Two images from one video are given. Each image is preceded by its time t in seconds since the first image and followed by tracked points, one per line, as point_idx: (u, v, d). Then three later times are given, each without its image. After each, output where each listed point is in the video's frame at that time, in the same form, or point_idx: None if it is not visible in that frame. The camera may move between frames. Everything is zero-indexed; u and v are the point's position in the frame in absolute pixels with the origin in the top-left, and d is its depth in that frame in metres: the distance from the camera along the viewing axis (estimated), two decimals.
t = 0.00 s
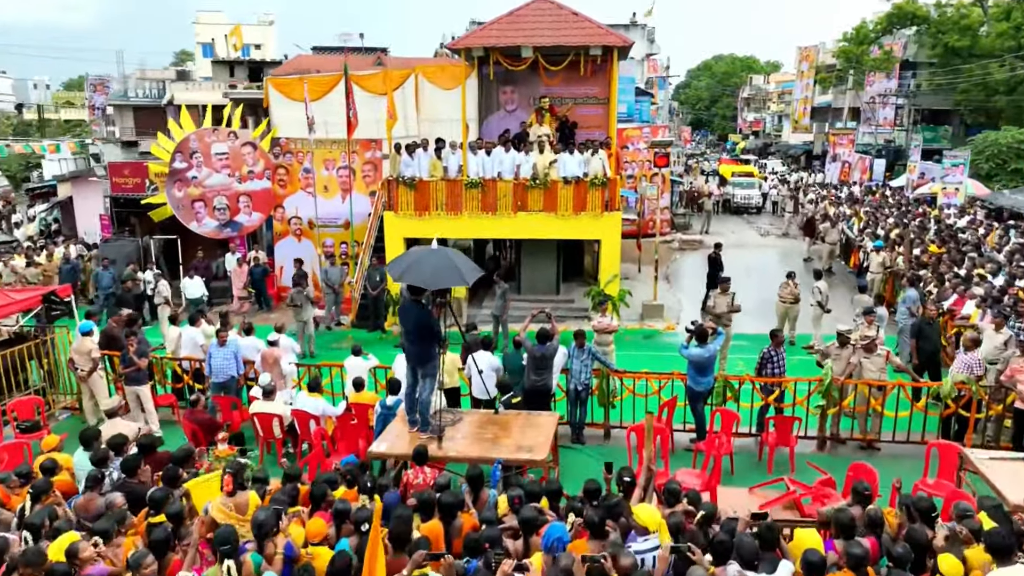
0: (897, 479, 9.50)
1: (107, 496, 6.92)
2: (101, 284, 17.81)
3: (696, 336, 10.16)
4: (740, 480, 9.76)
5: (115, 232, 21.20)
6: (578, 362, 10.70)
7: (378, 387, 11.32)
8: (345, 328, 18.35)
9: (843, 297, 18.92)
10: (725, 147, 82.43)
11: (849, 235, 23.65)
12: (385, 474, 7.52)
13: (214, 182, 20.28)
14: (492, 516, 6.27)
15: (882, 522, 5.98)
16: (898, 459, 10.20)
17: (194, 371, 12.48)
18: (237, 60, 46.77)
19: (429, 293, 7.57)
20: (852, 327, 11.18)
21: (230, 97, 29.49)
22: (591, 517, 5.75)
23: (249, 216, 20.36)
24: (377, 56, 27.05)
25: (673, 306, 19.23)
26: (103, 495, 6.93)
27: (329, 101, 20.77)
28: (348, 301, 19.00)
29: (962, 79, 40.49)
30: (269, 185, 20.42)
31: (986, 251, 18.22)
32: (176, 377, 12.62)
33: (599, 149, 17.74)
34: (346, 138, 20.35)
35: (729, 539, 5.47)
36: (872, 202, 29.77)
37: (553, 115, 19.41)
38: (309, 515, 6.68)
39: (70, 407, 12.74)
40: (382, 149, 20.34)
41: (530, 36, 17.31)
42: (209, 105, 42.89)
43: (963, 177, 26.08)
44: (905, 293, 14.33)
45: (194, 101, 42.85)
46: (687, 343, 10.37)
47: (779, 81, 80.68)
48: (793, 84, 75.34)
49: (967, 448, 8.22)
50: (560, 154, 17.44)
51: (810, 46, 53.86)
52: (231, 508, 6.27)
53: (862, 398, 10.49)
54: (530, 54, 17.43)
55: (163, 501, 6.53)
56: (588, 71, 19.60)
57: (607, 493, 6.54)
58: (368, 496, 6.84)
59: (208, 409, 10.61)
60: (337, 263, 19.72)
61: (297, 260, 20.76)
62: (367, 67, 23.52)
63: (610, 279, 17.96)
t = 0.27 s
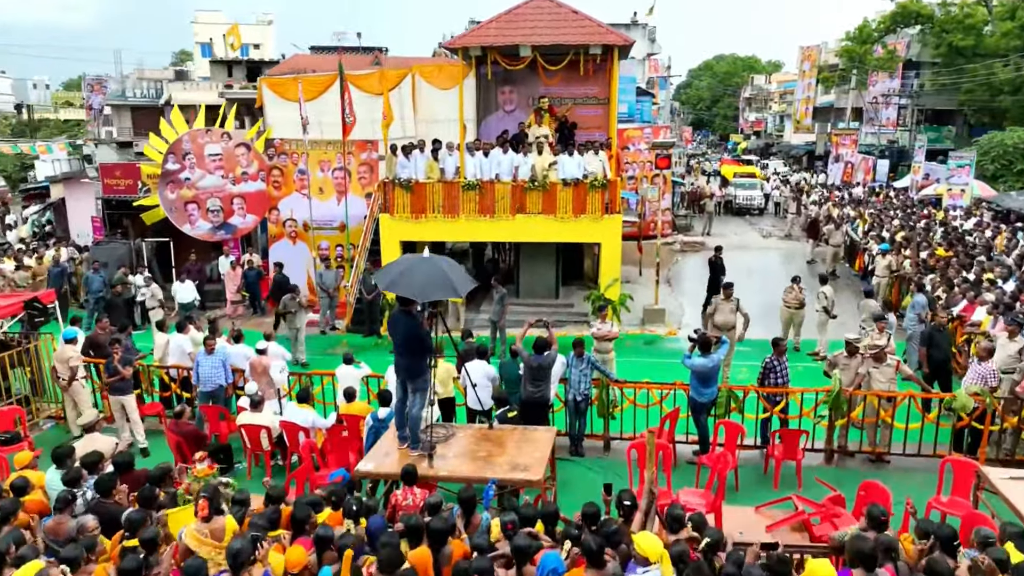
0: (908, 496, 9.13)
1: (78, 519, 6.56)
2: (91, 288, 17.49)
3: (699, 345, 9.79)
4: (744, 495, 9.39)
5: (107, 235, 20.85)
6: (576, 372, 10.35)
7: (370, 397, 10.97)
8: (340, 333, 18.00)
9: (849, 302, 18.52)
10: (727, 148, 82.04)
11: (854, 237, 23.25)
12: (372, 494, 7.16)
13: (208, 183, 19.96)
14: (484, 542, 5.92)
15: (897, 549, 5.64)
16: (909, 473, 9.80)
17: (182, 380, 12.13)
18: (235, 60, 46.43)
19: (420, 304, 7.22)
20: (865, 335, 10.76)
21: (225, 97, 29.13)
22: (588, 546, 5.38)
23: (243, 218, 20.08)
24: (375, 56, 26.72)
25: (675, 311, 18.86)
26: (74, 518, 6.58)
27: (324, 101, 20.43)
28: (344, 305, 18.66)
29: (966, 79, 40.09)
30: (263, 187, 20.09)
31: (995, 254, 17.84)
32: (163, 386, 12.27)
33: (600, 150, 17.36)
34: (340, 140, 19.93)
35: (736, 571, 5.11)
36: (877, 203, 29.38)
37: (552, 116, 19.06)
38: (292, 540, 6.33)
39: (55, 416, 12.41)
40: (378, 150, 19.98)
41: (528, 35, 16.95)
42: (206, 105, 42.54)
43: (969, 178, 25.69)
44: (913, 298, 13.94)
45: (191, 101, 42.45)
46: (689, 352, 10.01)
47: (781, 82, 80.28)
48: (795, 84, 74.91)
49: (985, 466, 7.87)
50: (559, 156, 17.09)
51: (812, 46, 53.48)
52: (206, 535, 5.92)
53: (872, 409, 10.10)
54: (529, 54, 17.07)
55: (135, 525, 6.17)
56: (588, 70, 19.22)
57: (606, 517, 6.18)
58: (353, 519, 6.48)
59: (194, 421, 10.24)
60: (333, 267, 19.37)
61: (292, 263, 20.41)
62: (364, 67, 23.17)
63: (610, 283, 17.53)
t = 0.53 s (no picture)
0: (924, 515, 8.73)
1: (45, 546, 6.17)
2: (81, 292, 17.12)
3: (705, 356, 9.39)
4: (751, 513, 8.99)
5: (99, 237, 20.49)
6: (576, 383, 9.97)
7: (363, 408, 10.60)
8: (335, 338, 17.61)
9: (856, 307, 18.12)
10: (729, 148, 81.60)
11: (860, 240, 22.87)
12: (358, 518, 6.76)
13: (202, 185, 19.60)
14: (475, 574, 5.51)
15: None
16: (924, 489, 9.38)
17: (169, 389, 11.74)
18: (234, 59, 46.10)
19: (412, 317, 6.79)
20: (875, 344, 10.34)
21: (222, 97, 28.74)
22: None
23: (237, 221, 19.75)
24: (373, 55, 26.38)
25: (678, 315, 18.44)
26: (41, 545, 6.19)
27: (319, 102, 20.09)
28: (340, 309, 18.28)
29: (972, 79, 39.65)
30: (258, 189, 19.75)
31: (1006, 258, 17.41)
32: (150, 395, 11.88)
33: (601, 151, 16.94)
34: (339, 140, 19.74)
35: None
36: (883, 205, 28.96)
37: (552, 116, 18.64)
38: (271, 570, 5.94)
39: (38, 427, 12.04)
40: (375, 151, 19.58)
41: (528, 33, 16.50)
42: (205, 105, 42.20)
43: (978, 180, 25.27)
44: (924, 304, 13.51)
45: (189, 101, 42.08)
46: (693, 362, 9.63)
47: (784, 82, 79.81)
48: (798, 83, 74.42)
49: (1008, 487, 7.46)
50: (559, 158, 16.70)
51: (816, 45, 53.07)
52: (178, 567, 5.53)
53: (884, 422, 9.69)
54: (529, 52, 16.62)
55: (103, 555, 5.78)
56: (589, 70, 18.84)
57: (607, 547, 5.77)
58: (337, 547, 6.09)
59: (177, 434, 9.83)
60: (329, 270, 18.98)
61: (287, 266, 20.02)
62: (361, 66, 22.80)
63: (611, 288, 17.08)
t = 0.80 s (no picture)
0: (938, 533, 8.40)
1: (15, 570, 5.83)
2: (75, 295, 16.84)
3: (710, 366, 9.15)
4: (758, 529, 8.65)
5: (93, 239, 20.18)
6: (576, 393, 9.63)
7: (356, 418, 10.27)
8: (331, 342, 17.30)
9: (862, 311, 17.79)
10: (731, 148, 81.28)
11: (865, 242, 22.54)
12: (347, 538, 6.43)
13: (196, 186, 19.29)
14: None
15: None
16: (937, 504, 9.05)
17: (158, 397, 11.42)
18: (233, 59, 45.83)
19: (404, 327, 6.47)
20: (884, 352, 10.01)
21: (218, 96, 28.40)
22: None
23: (233, 222, 19.43)
24: (372, 54, 26.09)
25: (680, 319, 18.11)
26: (11, 569, 5.85)
27: (316, 101, 19.77)
28: (336, 313, 17.96)
29: (977, 79, 39.32)
30: (254, 191, 19.43)
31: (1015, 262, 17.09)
32: (139, 403, 11.56)
33: (602, 152, 16.62)
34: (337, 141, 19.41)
35: None
36: (888, 206, 28.63)
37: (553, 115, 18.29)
38: None
39: (24, 435, 11.72)
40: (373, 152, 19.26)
41: (528, 31, 16.17)
42: (203, 105, 41.91)
43: (984, 181, 24.94)
44: (934, 309, 13.18)
45: (187, 101, 41.78)
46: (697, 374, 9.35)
47: (786, 81, 79.46)
48: (801, 83, 74.06)
49: None
50: (560, 159, 16.38)
51: (819, 45, 52.75)
52: None
53: (895, 434, 9.35)
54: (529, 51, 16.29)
55: None
56: (590, 69, 18.53)
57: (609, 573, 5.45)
58: (323, 573, 5.76)
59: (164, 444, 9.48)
60: (326, 273, 18.67)
61: (283, 268, 19.70)
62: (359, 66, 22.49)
63: (613, 291, 16.76)
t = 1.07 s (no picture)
0: (956, 554, 7.99)
1: None
2: (64, 298, 16.48)
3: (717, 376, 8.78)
4: (768, 548, 8.23)
5: (84, 241, 19.80)
6: (576, 405, 9.23)
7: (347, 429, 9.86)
8: (326, 347, 16.87)
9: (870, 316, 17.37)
10: (733, 148, 80.83)
11: (872, 244, 22.13)
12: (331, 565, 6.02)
13: (189, 187, 18.93)
14: None
15: None
16: (954, 521, 8.63)
17: (143, 406, 11.02)
18: (231, 58, 45.49)
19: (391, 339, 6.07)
20: (897, 361, 9.60)
21: (214, 96, 27.95)
22: None
23: (226, 224, 19.04)
24: (370, 53, 25.71)
25: (683, 323, 17.70)
26: None
27: (311, 101, 19.38)
28: (332, 317, 17.58)
29: (983, 79, 38.89)
30: (248, 192, 19.05)
31: None
32: (124, 413, 11.16)
33: (603, 152, 16.21)
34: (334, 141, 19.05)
35: None
36: (894, 207, 28.20)
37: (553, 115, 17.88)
38: None
39: (5, 445, 11.33)
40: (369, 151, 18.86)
41: (527, 28, 15.76)
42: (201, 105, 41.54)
43: (993, 181, 24.53)
44: (946, 315, 12.77)
45: (185, 100, 41.38)
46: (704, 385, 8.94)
47: (788, 81, 79.02)
48: (804, 83, 73.63)
49: None
50: (560, 159, 15.97)
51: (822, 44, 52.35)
52: None
53: (910, 448, 8.93)
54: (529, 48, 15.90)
55: None
56: (591, 68, 18.13)
57: None
58: None
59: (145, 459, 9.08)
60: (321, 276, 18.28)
61: (278, 271, 19.29)
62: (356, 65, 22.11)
63: (614, 295, 16.35)
